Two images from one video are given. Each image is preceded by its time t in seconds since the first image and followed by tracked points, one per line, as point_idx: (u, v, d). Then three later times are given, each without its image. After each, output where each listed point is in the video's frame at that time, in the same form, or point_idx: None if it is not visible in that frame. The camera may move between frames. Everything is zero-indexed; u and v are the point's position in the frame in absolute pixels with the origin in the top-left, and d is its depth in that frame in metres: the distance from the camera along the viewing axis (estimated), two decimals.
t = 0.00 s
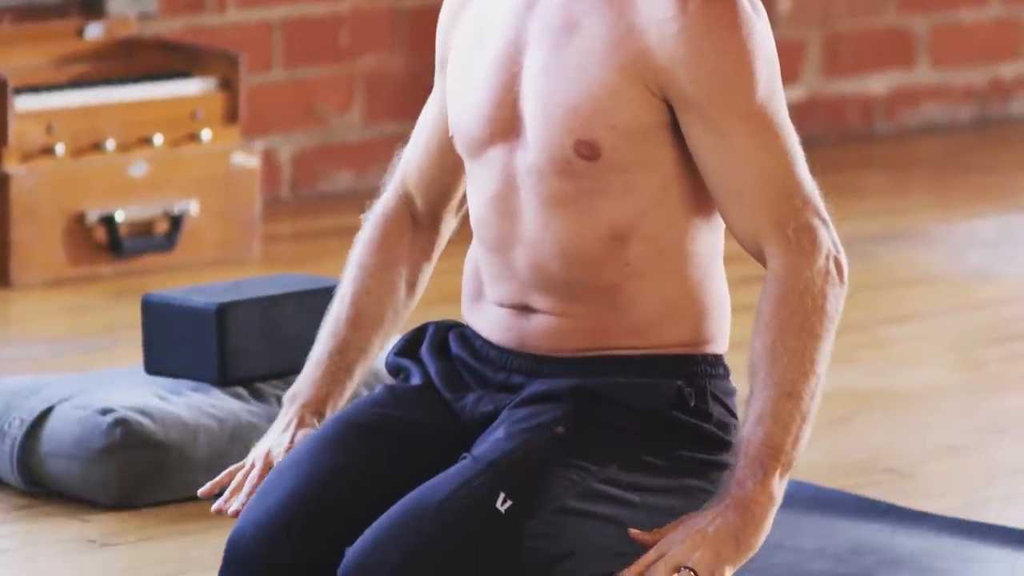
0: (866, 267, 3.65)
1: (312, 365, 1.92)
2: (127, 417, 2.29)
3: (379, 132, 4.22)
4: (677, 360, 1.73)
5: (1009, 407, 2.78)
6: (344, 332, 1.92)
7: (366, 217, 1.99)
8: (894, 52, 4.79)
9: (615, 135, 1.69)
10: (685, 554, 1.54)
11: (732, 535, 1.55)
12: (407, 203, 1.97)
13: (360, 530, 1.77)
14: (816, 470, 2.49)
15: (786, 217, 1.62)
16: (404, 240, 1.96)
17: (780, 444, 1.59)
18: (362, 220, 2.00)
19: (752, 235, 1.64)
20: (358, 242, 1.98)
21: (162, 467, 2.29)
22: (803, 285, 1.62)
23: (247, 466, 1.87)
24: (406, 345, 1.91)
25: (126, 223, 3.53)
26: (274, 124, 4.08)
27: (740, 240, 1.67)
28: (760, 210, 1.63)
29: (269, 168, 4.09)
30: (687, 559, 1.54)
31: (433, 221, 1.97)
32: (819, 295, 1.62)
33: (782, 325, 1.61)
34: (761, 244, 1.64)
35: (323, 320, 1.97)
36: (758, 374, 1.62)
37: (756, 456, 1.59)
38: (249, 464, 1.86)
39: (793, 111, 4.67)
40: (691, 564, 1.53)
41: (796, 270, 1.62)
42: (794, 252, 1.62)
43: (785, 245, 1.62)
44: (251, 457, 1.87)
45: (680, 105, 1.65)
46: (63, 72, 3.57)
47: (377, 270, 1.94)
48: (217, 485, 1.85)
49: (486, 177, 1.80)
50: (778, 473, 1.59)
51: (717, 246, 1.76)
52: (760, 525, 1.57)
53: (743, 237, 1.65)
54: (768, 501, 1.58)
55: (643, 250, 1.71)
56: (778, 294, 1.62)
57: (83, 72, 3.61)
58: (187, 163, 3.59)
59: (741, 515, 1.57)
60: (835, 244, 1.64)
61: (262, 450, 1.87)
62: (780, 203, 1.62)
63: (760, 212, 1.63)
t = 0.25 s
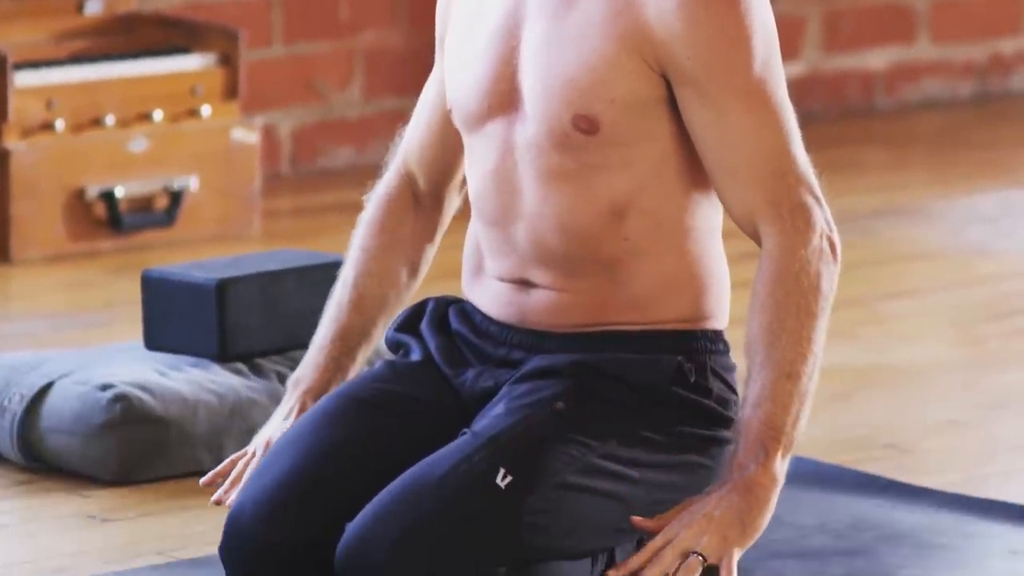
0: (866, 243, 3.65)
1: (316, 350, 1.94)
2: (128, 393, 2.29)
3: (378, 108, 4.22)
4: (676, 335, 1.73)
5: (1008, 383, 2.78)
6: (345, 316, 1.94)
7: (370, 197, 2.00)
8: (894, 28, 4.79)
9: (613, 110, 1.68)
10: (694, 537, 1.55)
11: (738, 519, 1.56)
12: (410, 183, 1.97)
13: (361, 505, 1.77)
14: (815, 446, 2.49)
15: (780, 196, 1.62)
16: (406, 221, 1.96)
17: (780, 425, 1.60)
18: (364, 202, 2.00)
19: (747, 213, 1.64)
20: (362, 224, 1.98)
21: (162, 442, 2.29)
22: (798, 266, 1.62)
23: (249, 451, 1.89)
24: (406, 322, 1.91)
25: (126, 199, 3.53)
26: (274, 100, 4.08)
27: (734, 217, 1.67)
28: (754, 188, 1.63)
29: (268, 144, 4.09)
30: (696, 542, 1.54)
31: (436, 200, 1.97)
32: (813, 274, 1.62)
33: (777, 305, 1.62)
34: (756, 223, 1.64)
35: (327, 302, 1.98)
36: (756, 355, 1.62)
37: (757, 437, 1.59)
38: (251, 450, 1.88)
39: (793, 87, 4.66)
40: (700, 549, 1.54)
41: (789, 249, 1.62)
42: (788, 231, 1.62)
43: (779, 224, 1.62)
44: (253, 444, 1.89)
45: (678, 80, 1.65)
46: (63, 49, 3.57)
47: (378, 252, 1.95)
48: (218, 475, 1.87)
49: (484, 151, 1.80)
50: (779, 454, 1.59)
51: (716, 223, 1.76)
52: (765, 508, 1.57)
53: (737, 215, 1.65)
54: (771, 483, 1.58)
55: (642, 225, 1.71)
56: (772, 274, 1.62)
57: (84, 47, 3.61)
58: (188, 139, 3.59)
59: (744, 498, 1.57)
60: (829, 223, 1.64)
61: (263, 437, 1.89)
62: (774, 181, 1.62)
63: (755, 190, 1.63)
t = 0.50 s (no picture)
0: (865, 219, 3.64)
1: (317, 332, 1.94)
2: (128, 369, 2.29)
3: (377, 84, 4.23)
4: (675, 311, 1.73)
5: (1007, 359, 2.78)
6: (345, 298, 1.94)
7: (370, 176, 2.00)
8: (893, 4, 4.79)
9: (610, 84, 1.68)
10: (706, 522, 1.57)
11: (746, 502, 1.58)
12: (411, 161, 1.97)
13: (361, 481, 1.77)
14: (815, 422, 2.49)
15: (775, 172, 1.63)
16: (406, 200, 1.96)
17: (783, 405, 1.62)
18: (363, 180, 2.00)
19: (742, 189, 1.65)
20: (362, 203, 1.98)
21: (162, 418, 2.29)
22: (794, 245, 1.63)
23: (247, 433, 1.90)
24: (406, 298, 1.91)
25: (125, 174, 3.52)
26: (273, 76, 4.09)
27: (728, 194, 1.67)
28: (749, 164, 1.63)
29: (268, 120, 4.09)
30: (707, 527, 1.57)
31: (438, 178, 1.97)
32: (807, 252, 1.63)
33: (774, 284, 1.63)
34: (751, 199, 1.65)
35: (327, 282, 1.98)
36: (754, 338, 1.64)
37: (761, 419, 1.62)
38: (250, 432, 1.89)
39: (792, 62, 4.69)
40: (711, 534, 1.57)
41: (785, 227, 1.63)
42: (782, 208, 1.63)
43: (774, 201, 1.63)
44: (253, 425, 1.89)
45: (675, 54, 1.65)
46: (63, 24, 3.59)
47: (379, 232, 1.95)
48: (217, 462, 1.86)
49: (481, 125, 1.79)
50: (784, 435, 1.62)
51: (713, 198, 1.75)
52: (772, 489, 1.60)
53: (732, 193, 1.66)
54: (777, 464, 1.61)
55: (639, 200, 1.71)
56: (766, 257, 1.63)
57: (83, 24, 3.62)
58: (187, 115, 3.59)
59: (750, 480, 1.60)
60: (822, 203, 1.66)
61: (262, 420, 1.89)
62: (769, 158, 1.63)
63: (751, 166, 1.63)
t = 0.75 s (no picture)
0: (864, 194, 3.64)
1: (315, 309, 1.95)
2: (127, 344, 2.29)
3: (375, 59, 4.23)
4: (674, 285, 1.73)
5: (1005, 334, 2.78)
6: (343, 275, 1.95)
7: (367, 152, 2.00)
8: None
9: (607, 56, 1.68)
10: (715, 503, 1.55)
11: (753, 480, 1.57)
12: (408, 137, 1.97)
13: (359, 455, 1.78)
14: (815, 397, 2.50)
15: (769, 147, 1.63)
16: (404, 176, 1.96)
17: (785, 381, 1.62)
18: (360, 156, 2.00)
19: (737, 163, 1.65)
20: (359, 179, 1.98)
21: (160, 393, 2.30)
22: (790, 220, 1.63)
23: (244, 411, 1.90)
24: (403, 273, 1.91)
25: (124, 149, 3.53)
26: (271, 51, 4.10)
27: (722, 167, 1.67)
28: (743, 138, 1.63)
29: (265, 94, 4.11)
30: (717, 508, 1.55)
31: (435, 154, 1.97)
32: (802, 227, 1.64)
33: (769, 259, 1.63)
34: (746, 172, 1.65)
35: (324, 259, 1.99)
36: (752, 313, 1.64)
37: (763, 394, 1.62)
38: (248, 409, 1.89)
39: (790, 37, 4.73)
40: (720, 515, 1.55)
41: (781, 202, 1.63)
42: (777, 182, 1.63)
43: (769, 176, 1.63)
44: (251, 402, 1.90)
45: (670, 26, 1.65)
46: None
47: (376, 208, 1.96)
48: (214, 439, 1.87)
49: (479, 99, 1.79)
50: (788, 411, 1.61)
51: (711, 172, 1.76)
52: (778, 466, 1.58)
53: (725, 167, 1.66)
54: (783, 440, 1.60)
55: (637, 172, 1.71)
56: (760, 232, 1.64)
57: None
58: (186, 90, 3.59)
59: (756, 458, 1.58)
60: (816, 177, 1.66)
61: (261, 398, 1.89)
62: (764, 133, 1.63)
63: (747, 140, 1.63)
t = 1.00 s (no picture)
0: (863, 170, 3.65)
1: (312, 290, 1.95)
2: (124, 322, 2.29)
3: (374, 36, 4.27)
4: (672, 262, 1.73)
5: (1003, 310, 2.78)
6: (339, 254, 1.95)
7: (363, 130, 1.99)
8: None
9: (603, 31, 1.68)
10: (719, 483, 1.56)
11: (756, 458, 1.57)
12: (403, 115, 1.96)
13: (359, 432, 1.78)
14: (814, 373, 2.50)
15: (764, 124, 1.63)
16: (399, 155, 1.96)
17: (783, 357, 1.62)
18: (357, 134, 2.00)
19: (731, 139, 1.64)
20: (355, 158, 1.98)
21: (158, 369, 2.30)
22: (784, 197, 1.63)
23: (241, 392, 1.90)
24: (402, 251, 1.91)
25: (122, 126, 3.53)
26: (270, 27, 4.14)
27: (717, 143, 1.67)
28: (737, 113, 1.63)
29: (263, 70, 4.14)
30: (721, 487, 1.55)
31: (432, 131, 1.97)
32: (797, 204, 1.64)
33: (764, 236, 1.63)
34: (740, 149, 1.64)
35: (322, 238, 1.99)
36: (747, 291, 1.64)
37: (760, 370, 1.62)
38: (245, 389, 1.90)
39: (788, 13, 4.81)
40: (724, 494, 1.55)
41: (776, 179, 1.63)
42: (772, 158, 1.63)
43: (764, 153, 1.63)
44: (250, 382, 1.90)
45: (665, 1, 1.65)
46: None
47: (372, 187, 1.95)
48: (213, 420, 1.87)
49: (474, 75, 1.79)
50: (787, 387, 1.62)
51: (708, 148, 1.76)
52: (778, 442, 1.59)
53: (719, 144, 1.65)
54: (782, 416, 1.60)
55: (634, 148, 1.71)
56: (754, 209, 1.64)
57: None
58: (183, 67, 3.59)
59: (757, 436, 1.59)
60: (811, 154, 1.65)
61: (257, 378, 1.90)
62: (759, 109, 1.62)
63: (743, 116, 1.63)
